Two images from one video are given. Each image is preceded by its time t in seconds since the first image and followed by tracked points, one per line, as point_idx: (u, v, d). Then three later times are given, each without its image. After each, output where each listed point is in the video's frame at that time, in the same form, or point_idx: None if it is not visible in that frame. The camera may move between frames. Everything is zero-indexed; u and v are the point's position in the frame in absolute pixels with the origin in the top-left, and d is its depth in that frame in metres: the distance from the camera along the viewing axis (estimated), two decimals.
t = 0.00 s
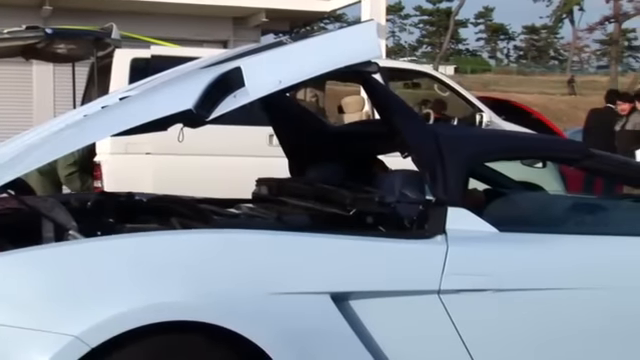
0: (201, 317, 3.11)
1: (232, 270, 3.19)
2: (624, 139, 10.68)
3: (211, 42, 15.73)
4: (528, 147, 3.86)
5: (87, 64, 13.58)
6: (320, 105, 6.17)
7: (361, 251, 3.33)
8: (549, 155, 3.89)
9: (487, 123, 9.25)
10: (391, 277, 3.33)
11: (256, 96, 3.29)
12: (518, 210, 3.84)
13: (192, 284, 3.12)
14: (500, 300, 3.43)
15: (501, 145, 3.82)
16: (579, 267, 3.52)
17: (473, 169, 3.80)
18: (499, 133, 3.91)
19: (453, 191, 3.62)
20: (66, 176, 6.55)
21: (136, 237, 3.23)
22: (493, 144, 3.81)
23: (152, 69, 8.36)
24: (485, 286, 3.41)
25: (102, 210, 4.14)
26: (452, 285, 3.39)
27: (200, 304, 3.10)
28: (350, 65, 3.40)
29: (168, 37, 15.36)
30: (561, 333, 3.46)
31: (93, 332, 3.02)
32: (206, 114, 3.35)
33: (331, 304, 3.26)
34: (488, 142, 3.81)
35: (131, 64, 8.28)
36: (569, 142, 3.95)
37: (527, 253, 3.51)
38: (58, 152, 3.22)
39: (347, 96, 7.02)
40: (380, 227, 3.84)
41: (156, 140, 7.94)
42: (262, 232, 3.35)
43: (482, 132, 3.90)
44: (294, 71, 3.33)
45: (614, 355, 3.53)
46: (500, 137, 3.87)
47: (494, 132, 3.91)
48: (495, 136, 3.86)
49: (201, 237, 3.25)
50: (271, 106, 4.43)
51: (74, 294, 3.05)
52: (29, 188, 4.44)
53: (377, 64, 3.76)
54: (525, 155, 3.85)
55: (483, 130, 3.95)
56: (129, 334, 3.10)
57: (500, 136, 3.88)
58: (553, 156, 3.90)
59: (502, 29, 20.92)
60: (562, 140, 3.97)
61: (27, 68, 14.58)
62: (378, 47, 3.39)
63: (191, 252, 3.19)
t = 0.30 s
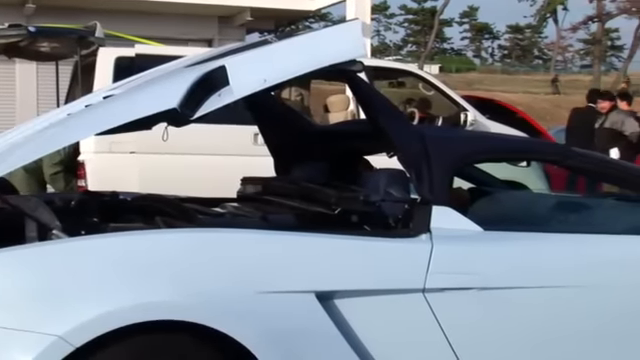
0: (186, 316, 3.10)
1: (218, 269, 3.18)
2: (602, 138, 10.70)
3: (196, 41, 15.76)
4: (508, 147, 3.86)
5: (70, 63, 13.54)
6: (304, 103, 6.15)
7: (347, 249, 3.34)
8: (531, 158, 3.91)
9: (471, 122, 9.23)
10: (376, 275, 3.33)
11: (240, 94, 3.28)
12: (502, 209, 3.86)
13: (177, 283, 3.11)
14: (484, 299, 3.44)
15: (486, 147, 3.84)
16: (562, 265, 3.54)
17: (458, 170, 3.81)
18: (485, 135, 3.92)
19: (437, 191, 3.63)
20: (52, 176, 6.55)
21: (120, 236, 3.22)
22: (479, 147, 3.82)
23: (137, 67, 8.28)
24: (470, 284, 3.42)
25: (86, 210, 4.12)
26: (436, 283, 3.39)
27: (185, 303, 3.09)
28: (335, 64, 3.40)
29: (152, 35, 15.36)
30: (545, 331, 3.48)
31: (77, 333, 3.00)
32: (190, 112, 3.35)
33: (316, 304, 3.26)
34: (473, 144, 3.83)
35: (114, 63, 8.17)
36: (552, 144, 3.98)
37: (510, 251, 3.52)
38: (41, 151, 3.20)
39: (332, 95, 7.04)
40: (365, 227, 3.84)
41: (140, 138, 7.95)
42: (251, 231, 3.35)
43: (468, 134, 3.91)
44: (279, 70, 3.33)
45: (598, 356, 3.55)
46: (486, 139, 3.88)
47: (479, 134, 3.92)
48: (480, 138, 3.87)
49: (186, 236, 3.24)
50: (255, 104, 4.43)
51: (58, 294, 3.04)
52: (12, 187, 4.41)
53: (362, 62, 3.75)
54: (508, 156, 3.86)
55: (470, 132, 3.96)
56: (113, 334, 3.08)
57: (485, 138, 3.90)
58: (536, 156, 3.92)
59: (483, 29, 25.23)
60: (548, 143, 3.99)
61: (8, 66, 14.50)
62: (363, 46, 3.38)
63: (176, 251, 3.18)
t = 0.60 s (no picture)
0: (170, 317, 3.08)
1: (202, 269, 3.17)
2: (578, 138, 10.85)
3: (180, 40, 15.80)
4: (492, 147, 3.88)
5: (54, 63, 13.53)
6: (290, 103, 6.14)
7: (332, 249, 3.35)
8: (515, 157, 3.91)
9: (455, 122, 9.25)
10: (362, 276, 3.33)
11: (231, 109, 3.26)
12: (486, 208, 3.87)
13: (159, 284, 3.10)
14: (466, 298, 3.45)
15: (471, 147, 3.85)
16: (545, 265, 3.56)
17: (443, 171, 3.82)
18: (470, 136, 3.93)
19: (422, 190, 3.64)
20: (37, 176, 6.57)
21: (103, 237, 3.20)
22: (463, 147, 3.83)
23: (121, 67, 8.24)
24: (453, 284, 3.43)
25: (70, 210, 4.11)
26: (420, 283, 3.40)
27: (169, 303, 3.08)
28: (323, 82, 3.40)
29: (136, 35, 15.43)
30: (528, 330, 3.50)
31: (59, 334, 2.97)
32: (180, 126, 3.33)
33: (300, 304, 3.25)
34: (458, 145, 3.83)
35: (98, 62, 8.15)
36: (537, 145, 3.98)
37: (493, 251, 3.54)
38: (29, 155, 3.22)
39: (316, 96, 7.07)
40: (349, 226, 3.86)
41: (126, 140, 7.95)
42: (237, 230, 3.36)
43: (453, 135, 3.91)
44: (271, 88, 3.30)
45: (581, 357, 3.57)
46: (472, 139, 3.89)
47: (464, 135, 3.93)
48: (465, 140, 3.87)
49: (171, 236, 3.23)
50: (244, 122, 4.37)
51: (40, 295, 3.02)
52: None
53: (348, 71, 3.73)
54: (492, 157, 3.87)
55: (455, 132, 3.96)
56: (96, 334, 3.06)
57: (470, 138, 3.90)
58: (521, 155, 3.92)
59: (469, 27, 26.35)
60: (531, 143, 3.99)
61: None
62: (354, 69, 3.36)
63: (160, 251, 3.17)
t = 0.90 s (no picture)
0: (152, 317, 3.06)
1: (184, 269, 3.16)
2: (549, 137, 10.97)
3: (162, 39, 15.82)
4: (476, 147, 3.89)
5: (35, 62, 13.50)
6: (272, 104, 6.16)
7: (314, 249, 3.35)
8: (497, 157, 3.93)
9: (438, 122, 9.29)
10: (344, 275, 3.33)
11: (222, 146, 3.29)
12: (468, 208, 3.89)
13: (141, 284, 3.08)
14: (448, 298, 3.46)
15: (454, 147, 3.86)
16: (526, 263, 3.58)
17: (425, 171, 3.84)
18: (453, 136, 3.95)
19: (405, 191, 3.66)
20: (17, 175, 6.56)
21: (85, 237, 3.19)
22: (445, 148, 3.84)
23: (102, 67, 8.24)
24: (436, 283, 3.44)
25: (51, 210, 4.09)
26: (403, 282, 3.40)
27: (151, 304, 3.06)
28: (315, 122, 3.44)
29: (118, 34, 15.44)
30: (510, 328, 3.51)
31: (40, 335, 2.95)
32: (170, 155, 3.36)
33: (283, 303, 3.25)
34: (441, 146, 3.85)
35: (80, 61, 8.17)
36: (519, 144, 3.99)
37: (474, 250, 3.55)
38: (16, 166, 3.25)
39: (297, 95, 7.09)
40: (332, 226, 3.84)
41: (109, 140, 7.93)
42: (219, 231, 3.35)
43: (435, 135, 3.93)
44: (265, 128, 3.34)
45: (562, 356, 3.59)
46: (455, 140, 3.91)
47: (446, 135, 3.95)
48: (447, 141, 3.89)
49: (153, 237, 3.22)
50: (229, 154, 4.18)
51: (21, 296, 3.00)
52: None
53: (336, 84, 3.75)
54: (475, 157, 3.89)
55: (438, 132, 3.98)
56: (77, 336, 3.04)
57: (453, 139, 3.92)
58: (503, 153, 3.93)
59: (451, 28, 26.59)
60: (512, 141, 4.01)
61: None
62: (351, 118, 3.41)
63: (142, 252, 3.15)
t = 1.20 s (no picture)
0: (132, 317, 3.05)
1: (165, 269, 3.15)
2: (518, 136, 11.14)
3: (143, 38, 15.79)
4: (457, 147, 3.90)
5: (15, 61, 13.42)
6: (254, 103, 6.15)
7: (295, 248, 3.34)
8: (477, 157, 3.94)
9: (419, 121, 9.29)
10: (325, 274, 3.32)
11: (207, 182, 3.49)
12: (449, 208, 3.90)
13: (122, 284, 3.07)
14: (428, 297, 3.47)
15: (435, 146, 3.87)
16: (505, 262, 3.59)
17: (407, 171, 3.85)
18: (434, 135, 3.96)
19: (387, 191, 3.67)
20: None
21: (65, 237, 3.17)
22: (426, 147, 3.86)
23: (81, 66, 8.40)
24: (417, 281, 3.45)
25: (30, 209, 4.06)
26: (384, 281, 3.40)
27: (131, 304, 3.05)
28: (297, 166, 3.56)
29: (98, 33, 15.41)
30: (489, 326, 3.53)
31: (19, 335, 2.94)
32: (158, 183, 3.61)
33: (264, 303, 3.24)
34: (421, 145, 3.86)
35: (59, 60, 8.34)
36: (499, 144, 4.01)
37: (455, 249, 3.56)
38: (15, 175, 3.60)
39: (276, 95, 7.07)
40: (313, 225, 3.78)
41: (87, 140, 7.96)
42: (200, 230, 3.34)
43: (415, 134, 3.94)
44: (248, 168, 3.48)
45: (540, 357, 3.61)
46: (435, 139, 3.92)
47: (426, 134, 3.96)
48: (427, 140, 3.90)
49: (133, 236, 3.20)
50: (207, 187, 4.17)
51: None
52: None
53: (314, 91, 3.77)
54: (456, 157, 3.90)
55: (419, 132, 3.99)
56: (57, 336, 3.03)
57: (433, 138, 3.93)
58: (483, 152, 3.94)
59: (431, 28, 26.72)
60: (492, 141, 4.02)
61: None
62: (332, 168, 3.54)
63: (122, 252, 3.14)
